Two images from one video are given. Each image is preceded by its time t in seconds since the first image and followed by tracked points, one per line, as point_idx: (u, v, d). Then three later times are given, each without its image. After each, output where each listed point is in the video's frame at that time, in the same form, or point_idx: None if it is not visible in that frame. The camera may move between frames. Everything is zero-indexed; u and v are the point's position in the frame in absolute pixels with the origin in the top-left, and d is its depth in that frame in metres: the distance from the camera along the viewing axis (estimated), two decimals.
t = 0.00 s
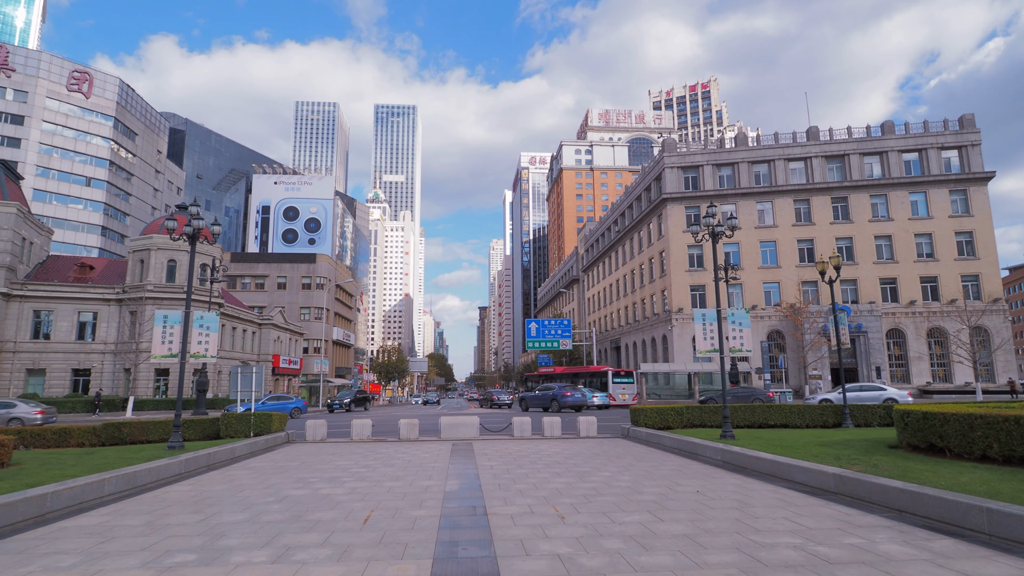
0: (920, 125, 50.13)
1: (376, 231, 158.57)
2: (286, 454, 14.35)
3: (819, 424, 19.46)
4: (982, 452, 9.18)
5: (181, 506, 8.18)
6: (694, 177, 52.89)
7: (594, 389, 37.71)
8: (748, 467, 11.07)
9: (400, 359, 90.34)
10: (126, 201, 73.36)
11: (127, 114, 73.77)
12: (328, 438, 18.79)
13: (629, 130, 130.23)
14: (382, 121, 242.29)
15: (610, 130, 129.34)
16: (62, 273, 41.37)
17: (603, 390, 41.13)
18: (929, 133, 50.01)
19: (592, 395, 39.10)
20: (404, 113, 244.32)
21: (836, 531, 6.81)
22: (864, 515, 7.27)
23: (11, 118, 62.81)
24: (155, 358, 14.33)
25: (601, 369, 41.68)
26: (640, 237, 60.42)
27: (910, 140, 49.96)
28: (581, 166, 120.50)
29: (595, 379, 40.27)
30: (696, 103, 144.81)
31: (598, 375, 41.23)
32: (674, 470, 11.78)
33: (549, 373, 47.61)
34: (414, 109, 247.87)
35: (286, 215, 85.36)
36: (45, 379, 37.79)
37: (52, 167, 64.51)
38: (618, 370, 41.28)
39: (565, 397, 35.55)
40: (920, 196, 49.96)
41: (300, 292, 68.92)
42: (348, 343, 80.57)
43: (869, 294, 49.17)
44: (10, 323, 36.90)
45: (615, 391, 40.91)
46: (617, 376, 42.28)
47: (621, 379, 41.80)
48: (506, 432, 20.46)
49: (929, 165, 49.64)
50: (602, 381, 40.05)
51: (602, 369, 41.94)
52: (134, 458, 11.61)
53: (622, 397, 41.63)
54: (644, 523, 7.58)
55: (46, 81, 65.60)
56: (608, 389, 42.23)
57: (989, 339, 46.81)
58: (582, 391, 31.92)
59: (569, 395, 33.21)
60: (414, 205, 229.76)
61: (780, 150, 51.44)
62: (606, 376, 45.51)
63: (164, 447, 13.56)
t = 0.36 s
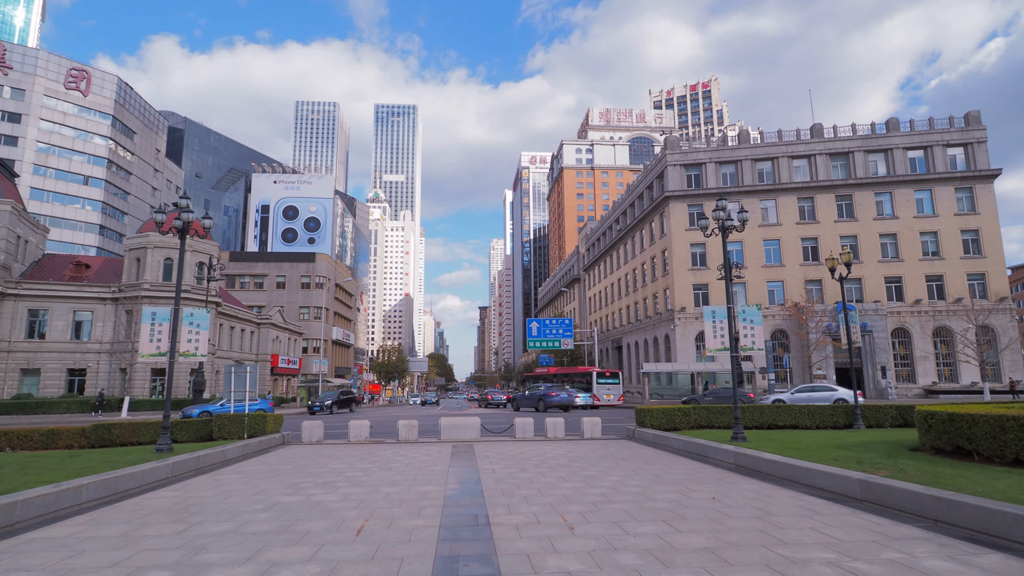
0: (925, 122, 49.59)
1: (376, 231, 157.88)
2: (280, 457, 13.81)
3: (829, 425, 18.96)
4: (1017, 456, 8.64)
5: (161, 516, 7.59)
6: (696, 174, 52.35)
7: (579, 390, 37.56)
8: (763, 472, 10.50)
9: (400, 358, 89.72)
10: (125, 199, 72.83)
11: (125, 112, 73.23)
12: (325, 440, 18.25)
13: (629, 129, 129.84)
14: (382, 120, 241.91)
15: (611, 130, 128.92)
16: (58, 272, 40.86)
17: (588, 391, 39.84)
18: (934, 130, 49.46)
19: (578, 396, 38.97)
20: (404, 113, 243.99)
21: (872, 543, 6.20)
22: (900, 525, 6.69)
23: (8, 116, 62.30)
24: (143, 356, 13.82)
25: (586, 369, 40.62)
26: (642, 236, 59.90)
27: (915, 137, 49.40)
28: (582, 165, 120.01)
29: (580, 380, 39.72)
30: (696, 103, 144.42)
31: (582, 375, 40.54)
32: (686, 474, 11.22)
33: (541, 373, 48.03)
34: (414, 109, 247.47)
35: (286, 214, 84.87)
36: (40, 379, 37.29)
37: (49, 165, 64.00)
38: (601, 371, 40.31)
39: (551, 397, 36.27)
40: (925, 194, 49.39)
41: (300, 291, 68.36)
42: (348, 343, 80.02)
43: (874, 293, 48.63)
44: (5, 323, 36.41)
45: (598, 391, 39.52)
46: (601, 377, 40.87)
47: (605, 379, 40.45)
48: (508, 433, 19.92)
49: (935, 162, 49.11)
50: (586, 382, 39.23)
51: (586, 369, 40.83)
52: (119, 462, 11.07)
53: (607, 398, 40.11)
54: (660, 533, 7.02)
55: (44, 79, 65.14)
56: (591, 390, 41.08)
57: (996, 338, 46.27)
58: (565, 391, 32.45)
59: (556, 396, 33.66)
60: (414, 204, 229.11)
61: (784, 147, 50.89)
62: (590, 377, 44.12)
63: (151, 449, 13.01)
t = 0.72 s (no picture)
0: (930, 120, 49.09)
1: (376, 231, 157.36)
2: (273, 459, 13.29)
3: (838, 426, 18.49)
4: None
5: (138, 525, 7.09)
6: (698, 173, 51.88)
7: (565, 389, 38.84)
8: (776, 475, 10.03)
9: (400, 358, 89.21)
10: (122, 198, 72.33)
11: (124, 111, 72.72)
12: (320, 442, 17.74)
13: (630, 128, 129.42)
14: (382, 120, 241.59)
15: (612, 129, 128.50)
16: (53, 270, 40.41)
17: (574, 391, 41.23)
18: (939, 128, 48.95)
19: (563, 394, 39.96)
20: (404, 113, 243.67)
21: (906, 554, 5.70)
22: (933, 534, 6.20)
23: (6, 114, 61.83)
24: (130, 354, 13.38)
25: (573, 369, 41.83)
26: (643, 235, 59.46)
27: (919, 135, 48.88)
28: (582, 164, 119.48)
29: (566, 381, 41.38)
30: (697, 103, 143.98)
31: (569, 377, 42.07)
32: (695, 476, 10.74)
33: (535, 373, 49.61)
34: (414, 109, 247.15)
35: (285, 214, 84.39)
36: (34, 379, 36.82)
37: (46, 164, 63.52)
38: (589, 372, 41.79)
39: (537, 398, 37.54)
40: (930, 192, 48.89)
41: (299, 291, 67.89)
42: (348, 343, 79.51)
43: (878, 292, 48.11)
44: None
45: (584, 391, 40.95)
46: (586, 377, 42.24)
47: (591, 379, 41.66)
48: (509, 434, 19.45)
49: (939, 161, 48.60)
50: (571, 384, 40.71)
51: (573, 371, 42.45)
52: (102, 464, 10.57)
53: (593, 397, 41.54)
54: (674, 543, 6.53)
55: (41, 77, 64.70)
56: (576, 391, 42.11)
57: (1002, 337, 45.74)
58: (551, 391, 33.89)
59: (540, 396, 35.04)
60: (414, 204, 228.57)
61: (787, 145, 50.33)
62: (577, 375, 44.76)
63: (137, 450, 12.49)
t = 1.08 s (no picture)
0: (935, 117, 48.55)
1: (376, 230, 156.77)
2: (266, 463, 12.75)
3: (849, 428, 17.98)
4: None
5: (112, 540, 6.53)
6: (701, 170, 51.30)
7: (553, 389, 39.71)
8: (796, 480, 9.52)
9: (400, 358, 88.63)
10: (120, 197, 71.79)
11: (121, 109, 72.16)
12: (317, 443, 17.20)
13: (630, 127, 128.88)
14: (382, 119, 241.06)
15: (612, 128, 128.02)
16: (48, 269, 39.91)
17: (562, 391, 42.88)
18: (944, 125, 48.42)
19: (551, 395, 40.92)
20: (404, 112, 243.15)
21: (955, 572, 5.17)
22: (979, 550, 5.66)
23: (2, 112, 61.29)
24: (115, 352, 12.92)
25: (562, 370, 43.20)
26: (645, 233, 58.94)
27: (924, 132, 48.36)
28: (583, 163, 118.84)
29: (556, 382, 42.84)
30: (697, 102, 143.41)
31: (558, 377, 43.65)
32: (708, 481, 10.22)
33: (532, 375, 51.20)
34: (414, 108, 246.49)
35: (284, 213, 83.86)
36: (28, 378, 36.32)
37: (43, 162, 63.01)
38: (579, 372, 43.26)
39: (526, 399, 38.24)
40: (934, 189, 48.35)
41: (298, 290, 67.35)
42: (347, 342, 78.93)
43: (882, 291, 47.58)
44: None
45: (574, 392, 42.84)
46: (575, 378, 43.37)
47: (579, 380, 43.12)
48: (511, 436, 18.93)
49: (944, 158, 48.06)
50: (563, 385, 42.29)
51: (563, 372, 44.60)
52: (83, 470, 10.02)
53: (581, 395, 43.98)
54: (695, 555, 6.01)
55: (37, 75, 64.17)
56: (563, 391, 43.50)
57: (1007, 336, 45.21)
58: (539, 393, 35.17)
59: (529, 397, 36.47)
60: (414, 204, 227.97)
61: (790, 142, 49.78)
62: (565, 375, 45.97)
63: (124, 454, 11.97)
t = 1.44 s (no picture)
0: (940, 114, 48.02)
1: (376, 230, 156.26)
2: (260, 465, 12.22)
3: (861, 428, 17.45)
4: None
5: (86, 548, 5.96)
6: (704, 168, 50.77)
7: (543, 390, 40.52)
8: (817, 484, 8.96)
9: (400, 358, 88.14)
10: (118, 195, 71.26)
11: (119, 107, 71.64)
12: (314, 445, 16.66)
13: (632, 126, 128.38)
14: (382, 119, 240.52)
15: (613, 127, 127.56)
16: (43, 267, 39.43)
17: (552, 391, 44.66)
18: (950, 122, 47.89)
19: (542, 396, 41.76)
20: (404, 112, 242.70)
21: None
22: None
23: None
24: (100, 350, 12.46)
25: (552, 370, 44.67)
26: (647, 232, 58.43)
27: (929, 129, 47.85)
28: (584, 162, 118.21)
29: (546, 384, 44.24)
30: (698, 102, 142.82)
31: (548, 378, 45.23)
32: (724, 483, 9.71)
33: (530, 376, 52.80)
34: (414, 108, 245.89)
35: (284, 212, 83.36)
36: (23, 378, 35.85)
37: (40, 160, 62.52)
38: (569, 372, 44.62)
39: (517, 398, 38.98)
40: (940, 187, 47.80)
41: (297, 289, 66.84)
42: (346, 342, 78.39)
43: (887, 289, 47.04)
44: None
45: (564, 390, 44.71)
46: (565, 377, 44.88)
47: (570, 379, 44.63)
48: (514, 436, 18.40)
49: (950, 156, 47.52)
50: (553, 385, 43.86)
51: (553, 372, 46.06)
52: (65, 474, 9.47)
53: (572, 395, 45.92)
54: (724, 555, 5.46)
55: (35, 72, 63.64)
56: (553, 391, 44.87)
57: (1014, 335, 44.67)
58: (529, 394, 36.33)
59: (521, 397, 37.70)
60: (414, 204, 227.43)
61: (795, 139, 49.22)
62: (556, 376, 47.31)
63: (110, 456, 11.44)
